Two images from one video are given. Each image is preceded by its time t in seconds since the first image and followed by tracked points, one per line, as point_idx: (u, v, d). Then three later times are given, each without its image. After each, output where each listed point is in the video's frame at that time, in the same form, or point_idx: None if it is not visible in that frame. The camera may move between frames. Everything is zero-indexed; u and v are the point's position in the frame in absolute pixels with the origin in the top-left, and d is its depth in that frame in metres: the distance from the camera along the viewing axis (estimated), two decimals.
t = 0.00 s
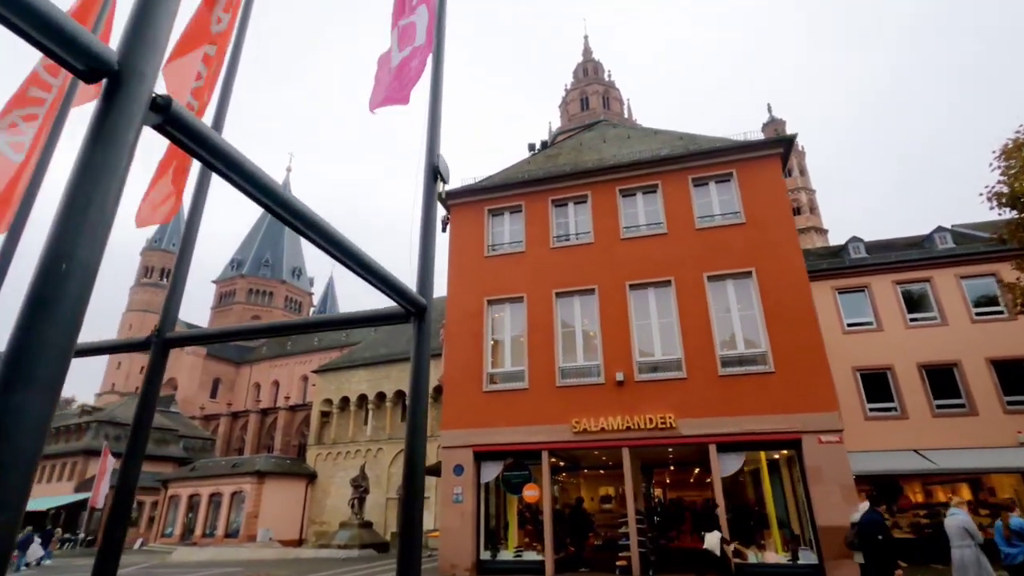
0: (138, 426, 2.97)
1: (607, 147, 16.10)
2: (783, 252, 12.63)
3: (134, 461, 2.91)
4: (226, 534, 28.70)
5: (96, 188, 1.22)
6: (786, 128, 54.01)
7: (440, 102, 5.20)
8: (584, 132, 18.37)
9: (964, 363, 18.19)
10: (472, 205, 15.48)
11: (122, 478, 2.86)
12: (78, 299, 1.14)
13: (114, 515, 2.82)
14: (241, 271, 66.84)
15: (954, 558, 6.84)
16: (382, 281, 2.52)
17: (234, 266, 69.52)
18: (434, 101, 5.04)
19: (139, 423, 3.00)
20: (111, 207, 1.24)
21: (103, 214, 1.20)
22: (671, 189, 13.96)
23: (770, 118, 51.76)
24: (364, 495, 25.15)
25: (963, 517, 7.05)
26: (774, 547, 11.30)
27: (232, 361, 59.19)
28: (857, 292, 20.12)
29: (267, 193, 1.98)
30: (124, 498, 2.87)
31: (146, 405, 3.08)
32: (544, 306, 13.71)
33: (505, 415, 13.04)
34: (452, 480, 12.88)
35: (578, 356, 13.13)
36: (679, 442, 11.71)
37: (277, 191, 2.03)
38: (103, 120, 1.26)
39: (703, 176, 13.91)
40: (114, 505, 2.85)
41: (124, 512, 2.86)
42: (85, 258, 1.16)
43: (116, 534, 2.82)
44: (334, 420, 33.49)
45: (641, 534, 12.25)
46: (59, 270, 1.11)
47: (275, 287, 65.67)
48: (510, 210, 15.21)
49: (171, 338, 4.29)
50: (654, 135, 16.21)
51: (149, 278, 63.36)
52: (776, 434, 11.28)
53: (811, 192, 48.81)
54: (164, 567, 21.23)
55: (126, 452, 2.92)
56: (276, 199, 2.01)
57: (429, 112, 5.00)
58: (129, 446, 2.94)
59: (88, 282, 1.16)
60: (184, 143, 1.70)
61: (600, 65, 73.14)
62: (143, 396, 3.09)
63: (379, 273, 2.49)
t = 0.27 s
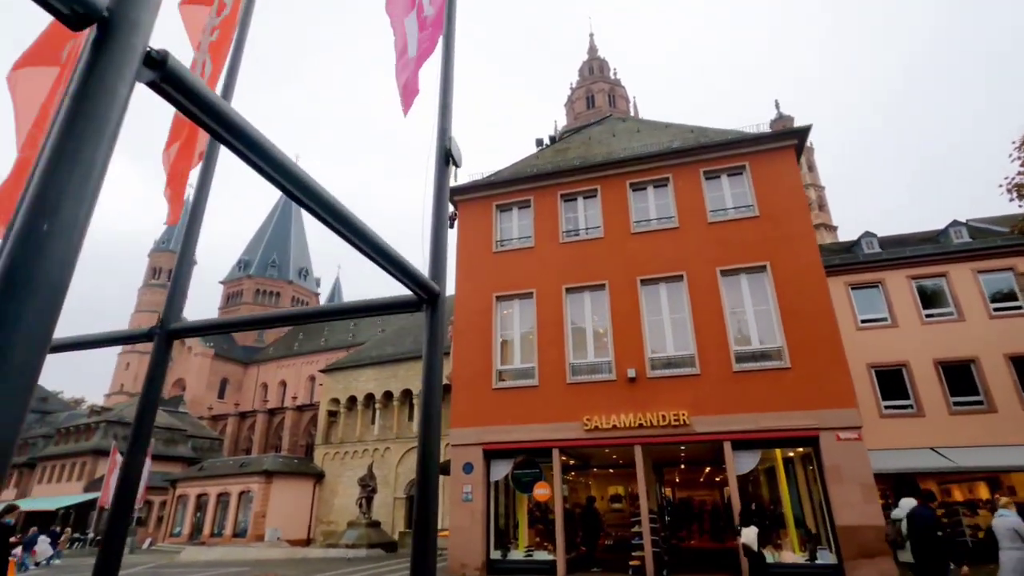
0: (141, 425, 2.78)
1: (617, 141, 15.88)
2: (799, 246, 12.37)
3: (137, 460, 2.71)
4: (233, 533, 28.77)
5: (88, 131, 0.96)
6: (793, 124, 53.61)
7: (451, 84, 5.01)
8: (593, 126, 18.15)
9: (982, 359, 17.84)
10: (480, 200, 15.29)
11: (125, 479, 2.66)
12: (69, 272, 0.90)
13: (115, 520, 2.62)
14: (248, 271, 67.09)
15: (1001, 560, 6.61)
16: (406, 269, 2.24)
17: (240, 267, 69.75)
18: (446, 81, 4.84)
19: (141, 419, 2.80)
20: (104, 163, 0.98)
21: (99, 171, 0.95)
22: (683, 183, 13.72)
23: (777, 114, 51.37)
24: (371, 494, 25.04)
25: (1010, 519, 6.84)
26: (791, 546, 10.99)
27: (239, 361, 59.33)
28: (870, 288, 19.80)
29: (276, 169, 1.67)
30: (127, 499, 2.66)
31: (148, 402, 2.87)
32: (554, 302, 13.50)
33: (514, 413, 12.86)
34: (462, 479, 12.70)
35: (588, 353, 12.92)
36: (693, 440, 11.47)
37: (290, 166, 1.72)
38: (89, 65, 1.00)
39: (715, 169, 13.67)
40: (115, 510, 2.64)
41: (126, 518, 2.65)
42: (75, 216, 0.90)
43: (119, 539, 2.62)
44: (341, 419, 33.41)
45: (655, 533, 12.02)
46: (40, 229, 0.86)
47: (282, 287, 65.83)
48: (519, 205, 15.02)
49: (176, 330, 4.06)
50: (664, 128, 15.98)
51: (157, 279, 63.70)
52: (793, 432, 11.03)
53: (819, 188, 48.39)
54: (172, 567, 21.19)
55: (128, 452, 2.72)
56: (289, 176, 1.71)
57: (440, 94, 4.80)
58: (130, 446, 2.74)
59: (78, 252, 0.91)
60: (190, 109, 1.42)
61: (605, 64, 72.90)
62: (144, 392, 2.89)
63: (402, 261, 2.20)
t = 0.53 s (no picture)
0: (142, 409, 2.56)
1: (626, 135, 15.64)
2: (815, 239, 12.07)
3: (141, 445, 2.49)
4: (241, 533, 28.76)
5: (45, 80, 0.87)
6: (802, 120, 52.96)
7: (461, 65, 4.81)
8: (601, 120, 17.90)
9: (1001, 355, 17.45)
10: (487, 196, 15.09)
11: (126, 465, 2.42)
12: (28, 235, 0.81)
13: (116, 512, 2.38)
14: (255, 272, 67.20)
15: None
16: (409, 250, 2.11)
17: (247, 268, 69.89)
18: (456, 61, 4.63)
19: (143, 403, 2.60)
20: (75, 123, 0.90)
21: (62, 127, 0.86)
22: (694, 177, 13.46)
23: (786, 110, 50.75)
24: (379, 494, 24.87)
25: None
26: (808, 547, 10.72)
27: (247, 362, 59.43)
28: (885, 283, 19.44)
29: (271, 133, 1.54)
30: (129, 488, 2.43)
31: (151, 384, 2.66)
32: (563, 298, 13.28)
33: (524, 411, 12.65)
34: (471, 478, 12.48)
35: (598, 350, 12.68)
36: (707, 438, 11.21)
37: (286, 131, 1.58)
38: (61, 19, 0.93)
39: (726, 162, 13.41)
40: (115, 502, 2.40)
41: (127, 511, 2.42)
42: (39, 171, 0.83)
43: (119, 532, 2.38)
44: (348, 419, 33.25)
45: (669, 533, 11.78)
46: None
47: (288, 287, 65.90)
48: (527, 201, 14.82)
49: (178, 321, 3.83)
50: (674, 122, 15.71)
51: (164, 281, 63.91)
52: (810, 430, 10.75)
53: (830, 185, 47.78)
54: (180, 567, 21.09)
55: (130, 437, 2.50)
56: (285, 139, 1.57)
57: (449, 73, 4.60)
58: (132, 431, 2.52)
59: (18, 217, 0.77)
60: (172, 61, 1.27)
61: (611, 61, 72.38)
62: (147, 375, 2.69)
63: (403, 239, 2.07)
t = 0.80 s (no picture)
0: (144, 404, 2.36)
1: (635, 130, 15.43)
2: (831, 234, 11.79)
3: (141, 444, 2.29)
4: (248, 533, 28.76)
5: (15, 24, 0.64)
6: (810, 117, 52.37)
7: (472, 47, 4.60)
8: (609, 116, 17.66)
9: (1018, 352, 17.10)
10: (495, 192, 14.89)
11: (128, 464, 2.23)
12: None
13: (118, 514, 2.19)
14: (261, 273, 67.53)
15: None
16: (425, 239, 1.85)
17: (253, 269, 70.12)
18: (468, 42, 4.42)
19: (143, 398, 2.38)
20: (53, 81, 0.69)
21: (12, 73, 0.61)
22: (706, 171, 13.22)
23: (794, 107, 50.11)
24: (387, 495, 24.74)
25: None
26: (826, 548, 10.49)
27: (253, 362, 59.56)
28: (899, 280, 19.11)
29: (272, 99, 1.25)
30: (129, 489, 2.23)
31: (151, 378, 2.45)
32: (573, 295, 13.07)
33: (533, 410, 12.44)
34: (480, 478, 12.29)
35: (609, 348, 12.47)
36: (722, 437, 10.97)
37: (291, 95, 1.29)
38: None
39: (739, 156, 13.16)
40: (114, 504, 2.22)
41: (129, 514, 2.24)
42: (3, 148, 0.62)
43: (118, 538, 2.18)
44: (355, 419, 33.10)
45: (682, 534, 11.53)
46: None
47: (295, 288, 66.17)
48: (535, 197, 14.63)
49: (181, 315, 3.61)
50: (684, 116, 15.47)
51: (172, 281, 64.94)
52: (828, 428, 10.49)
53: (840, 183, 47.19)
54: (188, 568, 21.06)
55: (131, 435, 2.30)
56: (318, 133, 1.38)
57: (461, 56, 4.41)
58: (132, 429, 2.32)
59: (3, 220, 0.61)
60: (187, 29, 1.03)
61: (617, 60, 71.94)
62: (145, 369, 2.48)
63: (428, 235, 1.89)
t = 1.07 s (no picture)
0: (150, 391, 2.20)
1: (643, 124, 15.22)
2: (846, 227, 11.55)
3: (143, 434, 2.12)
4: (255, 533, 28.70)
5: None
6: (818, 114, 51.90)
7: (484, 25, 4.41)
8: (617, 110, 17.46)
9: None
10: (502, 187, 14.72)
11: (131, 454, 2.07)
12: None
13: (119, 509, 2.02)
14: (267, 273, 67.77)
15: None
16: (446, 219, 1.71)
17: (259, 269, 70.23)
18: (481, 19, 4.24)
19: (148, 385, 2.23)
20: None
21: None
22: (717, 164, 13.00)
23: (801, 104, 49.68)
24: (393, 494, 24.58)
25: None
26: (843, 547, 10.27)
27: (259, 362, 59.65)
28: (912, 276, 18.81)
29: (284, 56, 1.16)
30: (131, 482, 2.06)
31: (156, 363, 2.30)
32: (582, 291, 12.88)
33: (543, 407, 12.26)
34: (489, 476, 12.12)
35: (619, 344, 12.27)
36: (735, 434, 10.76)
37: (298, 49, 1.19)
38: None
39: (751, 149, 12.93)
40: (116, 497, 2.04)
41: (132, 509, 2.08)
42: None
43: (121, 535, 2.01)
44: (361, 419, 32.97)
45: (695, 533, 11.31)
46: None
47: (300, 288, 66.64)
48: (543, 192, 14.45)
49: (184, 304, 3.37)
50: (693, 110, 15.25)
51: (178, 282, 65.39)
52: (844, 425, 10.28)
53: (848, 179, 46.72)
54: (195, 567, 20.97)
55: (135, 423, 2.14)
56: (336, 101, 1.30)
57: (475, 34, 4.22)
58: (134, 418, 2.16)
59: None
60: None
61: (622, 58, 71.60)
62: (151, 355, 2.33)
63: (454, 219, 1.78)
